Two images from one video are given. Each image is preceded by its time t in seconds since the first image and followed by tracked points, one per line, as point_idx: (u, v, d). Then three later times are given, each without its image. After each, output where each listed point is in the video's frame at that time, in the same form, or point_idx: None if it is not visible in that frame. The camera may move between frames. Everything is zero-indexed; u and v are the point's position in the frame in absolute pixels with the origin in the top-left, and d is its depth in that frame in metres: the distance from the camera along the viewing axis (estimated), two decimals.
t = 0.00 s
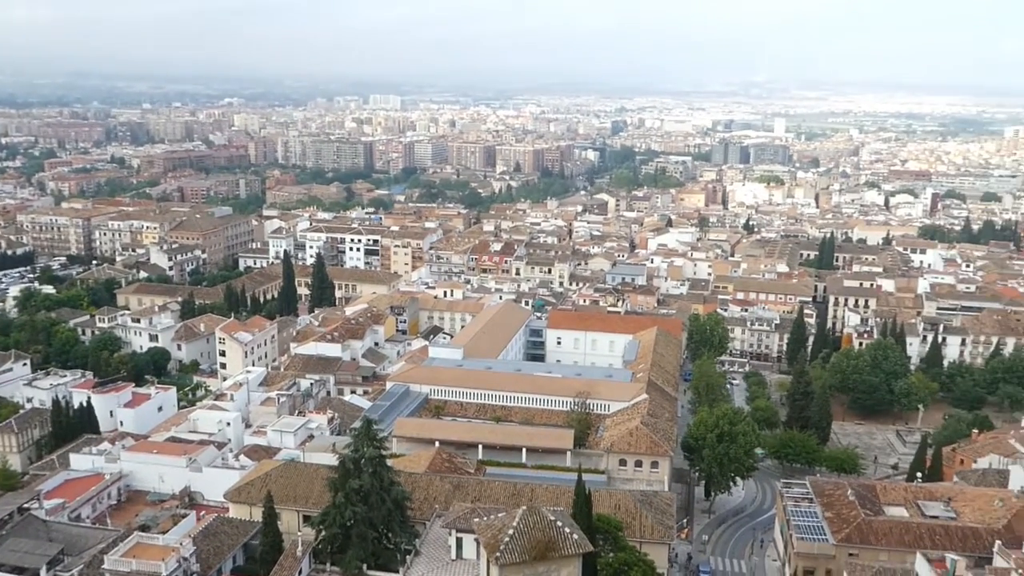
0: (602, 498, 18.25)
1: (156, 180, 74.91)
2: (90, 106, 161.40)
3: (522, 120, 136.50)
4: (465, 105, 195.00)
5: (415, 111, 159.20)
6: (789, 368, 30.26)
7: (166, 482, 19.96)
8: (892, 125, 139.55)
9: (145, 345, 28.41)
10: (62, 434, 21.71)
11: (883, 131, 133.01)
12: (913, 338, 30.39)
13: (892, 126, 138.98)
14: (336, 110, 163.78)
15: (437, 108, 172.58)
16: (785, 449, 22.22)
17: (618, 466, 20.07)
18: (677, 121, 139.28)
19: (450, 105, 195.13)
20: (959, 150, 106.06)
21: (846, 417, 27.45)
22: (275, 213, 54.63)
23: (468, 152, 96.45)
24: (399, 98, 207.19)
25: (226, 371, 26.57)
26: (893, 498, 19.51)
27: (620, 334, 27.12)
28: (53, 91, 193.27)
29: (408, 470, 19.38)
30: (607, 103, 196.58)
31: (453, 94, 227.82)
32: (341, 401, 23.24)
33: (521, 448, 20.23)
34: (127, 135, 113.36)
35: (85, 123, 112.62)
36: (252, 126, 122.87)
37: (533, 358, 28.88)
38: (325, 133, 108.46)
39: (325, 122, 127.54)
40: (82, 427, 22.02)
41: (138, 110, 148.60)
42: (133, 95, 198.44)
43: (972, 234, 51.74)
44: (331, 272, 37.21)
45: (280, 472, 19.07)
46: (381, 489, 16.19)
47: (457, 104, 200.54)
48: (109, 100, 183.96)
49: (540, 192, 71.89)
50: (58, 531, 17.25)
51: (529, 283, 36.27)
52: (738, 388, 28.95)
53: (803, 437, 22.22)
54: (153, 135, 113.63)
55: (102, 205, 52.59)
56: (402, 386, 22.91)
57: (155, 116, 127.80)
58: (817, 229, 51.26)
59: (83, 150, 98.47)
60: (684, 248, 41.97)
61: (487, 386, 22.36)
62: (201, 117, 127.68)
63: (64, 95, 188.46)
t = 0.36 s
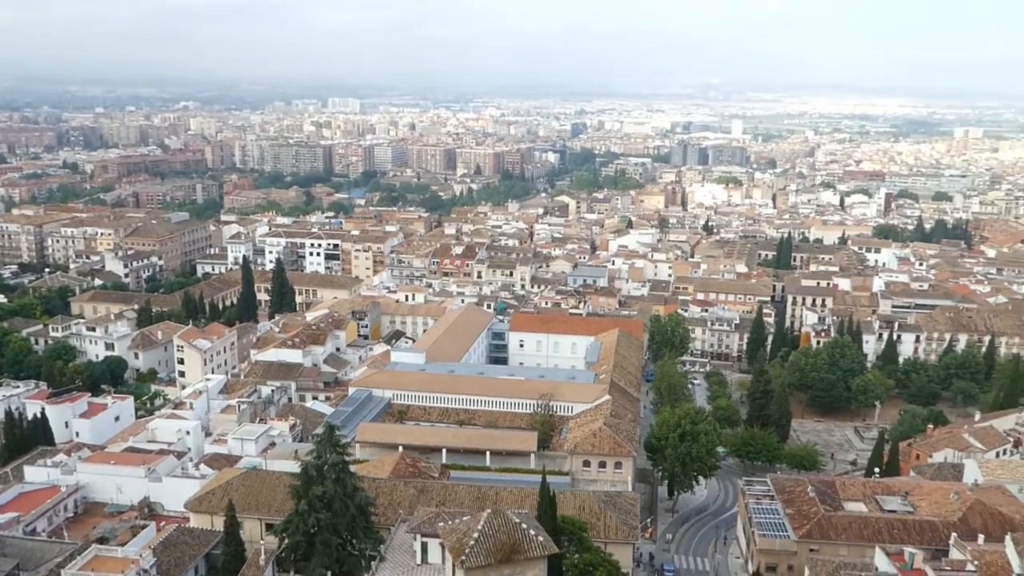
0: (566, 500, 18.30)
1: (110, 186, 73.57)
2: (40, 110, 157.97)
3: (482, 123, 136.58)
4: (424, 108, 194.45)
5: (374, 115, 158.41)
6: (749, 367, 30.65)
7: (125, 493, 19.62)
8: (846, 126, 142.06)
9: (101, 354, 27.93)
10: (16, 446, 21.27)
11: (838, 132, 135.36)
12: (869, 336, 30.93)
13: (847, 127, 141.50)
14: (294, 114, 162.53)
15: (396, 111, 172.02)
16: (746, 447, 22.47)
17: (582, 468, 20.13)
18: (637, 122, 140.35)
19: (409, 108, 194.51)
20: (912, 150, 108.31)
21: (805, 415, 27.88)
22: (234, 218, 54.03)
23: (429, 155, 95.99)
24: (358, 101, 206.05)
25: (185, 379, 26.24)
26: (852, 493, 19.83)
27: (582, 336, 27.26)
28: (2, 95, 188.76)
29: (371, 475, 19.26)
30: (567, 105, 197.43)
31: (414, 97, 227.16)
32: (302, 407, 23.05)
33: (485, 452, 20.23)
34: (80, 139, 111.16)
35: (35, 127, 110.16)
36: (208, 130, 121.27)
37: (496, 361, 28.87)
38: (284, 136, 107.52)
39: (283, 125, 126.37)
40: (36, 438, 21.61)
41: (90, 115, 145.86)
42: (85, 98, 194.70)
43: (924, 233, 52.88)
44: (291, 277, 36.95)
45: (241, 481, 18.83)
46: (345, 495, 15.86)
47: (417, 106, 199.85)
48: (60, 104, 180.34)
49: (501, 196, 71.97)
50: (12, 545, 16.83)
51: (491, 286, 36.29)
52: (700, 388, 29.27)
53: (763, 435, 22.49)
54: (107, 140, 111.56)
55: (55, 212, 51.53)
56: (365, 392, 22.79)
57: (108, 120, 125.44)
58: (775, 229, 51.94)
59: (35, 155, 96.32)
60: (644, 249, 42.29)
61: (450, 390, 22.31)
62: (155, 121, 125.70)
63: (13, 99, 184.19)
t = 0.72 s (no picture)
0: (547, 499, 18.32)
1: (84, 189, 72.84)
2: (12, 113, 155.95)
3: (460, 123, 136.55)
4: (402, 109, 194.10)
5: (351, 116, 157.89)
6: (727, 364, 30.86)
7: (102, 498, 19.42)
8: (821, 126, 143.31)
9: (76, 358, 27.68)
10: None
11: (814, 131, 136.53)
12: (846, 332, 31.21)
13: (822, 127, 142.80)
14: (270, 116, 161.72)
15: (374, 112, 171.71)
16: (726, 443, 22.61)
17: (563, 467, 20.15)
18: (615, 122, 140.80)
19: (387, 108, 194.03)
20: (886, 149, 109.47)
21: (784, 411, 28.10)
22: (210, 219, 53.69)
23: (407, 155, 95.48)
24: (335, 102, 205.32)
25: (163, 383, 26.07)
26: (831, 489, 20.00)
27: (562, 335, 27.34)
28: None
29: (352, 477, 19.18)
30: (545, 105, 197.72)
31: (391, 98, 226.68)
32: (282, 410, 22.95)
33: (465, 452, 20.20)
34: (53, 141, 109.95)
35: (7, 130, 108.78)
36: (184, 132, 120.37)
37: (476, 361, 28.87)
38: (261, 138, 106.93)
39: (260, 127, 125.71)
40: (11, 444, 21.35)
41: (62, 118, 144.25)
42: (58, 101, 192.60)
43: (899, 231, 53.45)
44: (269, 278, 36.75)
45: (221, 484, 18.69)
46: (326, 497, 15.49)
47: (394, 107, 199.36)
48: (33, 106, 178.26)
49: (479, 196, 71.96)
50: None
51: (471, 286, 36.29)
52: (679, 385, 29.43)
53: (742, 431, 22.65)
54: (81, 142, 110.40)
55: (27, 216, 50.96)
56: (345, 393, 22.72)
57: (81, 123, 124.09)
58: (752, 227, 52.26)
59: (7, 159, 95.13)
60: (623, 248, 42.46)
61: (430, 391, 22.29)
62: (129, 123, 124.49)
63: None
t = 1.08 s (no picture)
0: (518, 499, 18.33)
1: (45, 192, 71.60)
2: None
3: (428, 123, 136.17)
4: (369, 109, 193.29)
5: (317, 116, 156.88)
6: (695, 362, 31.11)
7: (66, 506, 19.13)
8: (786, 125, 145.01)
9: (39, 364, 27.23)
10: None
11: (779, 130, 138.05)
12: (812, 329, 31.56)
13: (787, 126, 144.41)
14: (235, 117, 160.17)
15: (340, 113, 170.84)
16: (695, 440, 22.80)
17: (534, 466, 20.17)
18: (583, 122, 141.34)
19: (353, 109, 193.12)
20: (850, 147, 110.98)
21: (752, 408, 28.40)
22: (175, 222, 53.00)
23: (374, 156, 95.07)
24: (300, 102, 203.90)
25: (127, 388, 25.74)
26: (799, 484, 20.20)
27: (531, 335, 27.39)
28: None
29: (321, 479, 19.08)
30: (512, 105, 197.97)
31: (358, 98, 225.55)
32: (249, 413, 22.77)
33: (436, 454, 20.16)
34: (12, 143, 107.84)
35: None
36: (147, 133, 118.74)
37: (446, 362, 28.84)
38: (226, 139, 105.83)
39: (225, 128, 124.39)
40: None
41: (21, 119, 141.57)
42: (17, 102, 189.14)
43: (862, 228, 54.21)
44: (235, 281, 36.40)
45: (188, 490, 18.49)
46: (296, 501, 14.99)
47: (360, 107, 198.33)
48: None
49: (448, 196, 71.81)
50: None
51: (440, 286, 36.19)
52: (649, 383, 29.62)
53: (711, 428, 22.85)
54: (41, 144, 108.46)
55: None
56: (313, 396, 22.58)
57: (40, 124, 121.84)
58: (718, 225, 52.70)
59: None
60: (591, 247, 42.62)
61: (400, 392, 22.20)
62: (91, 124, 122.45)
63: None
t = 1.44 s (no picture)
0: (481, 500, 18.32)
1: None
2: None
3: (387, 124, 135.52)
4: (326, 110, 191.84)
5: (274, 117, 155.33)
6: (656, 360, 31.38)
7: (19, 517, 18.68)
8: (742, 125, 146.90)
9: None
10: None
11: (736, 130, 139.82)
12: (770, 326, 31.97)
13: (744, 126, 146.24)
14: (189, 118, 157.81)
15: (297, 114, 169.29)
16: (656, 438, 22.98)
17: (496, 467, 20.15)
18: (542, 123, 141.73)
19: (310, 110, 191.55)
20: (805, 147, 112.78)
21: (712, 405, 28.72)
22: (128, 225, 52.09)
23: (332, 157, 94.42)
24: (256, 103, 201.63)
25: (81, 395, 25.26)
26: (759, 479, 20.45)
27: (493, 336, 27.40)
28: None
29: (282, 484, 18.89)
30: (471, 106, 197.91)
31: (316, 99, 223.79)
32: (208, 419, 22.49)
33: (398, 456, 20.08)
34: None
35: None
36: (99, 134, 116.39)
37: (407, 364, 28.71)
38: (181, 140, 104.22)
39: (180, 129, 122.48)
40: None
41: None
42: None
43: (817, 226, 55.10)
44: (192, 285, 35.88)
45: (145, 498, 18.18)
46: (257, 507, 14.64)
47: (318, 109, 196.78)
48: None
49: (407, 198, 71.51)
50: None
51: (400, 288, 36.02)
52: (610, 382, 29.81)
53: (672, 426, 23.08)
54: None
55: None
56: (273, 400, 22.33)
57: None
58: (677, 225, 53.15)
59: None
60: (551, 247, 42.73)
61: (360, 393, 22.09)
62: (40, 127, 119.70)
63: None
